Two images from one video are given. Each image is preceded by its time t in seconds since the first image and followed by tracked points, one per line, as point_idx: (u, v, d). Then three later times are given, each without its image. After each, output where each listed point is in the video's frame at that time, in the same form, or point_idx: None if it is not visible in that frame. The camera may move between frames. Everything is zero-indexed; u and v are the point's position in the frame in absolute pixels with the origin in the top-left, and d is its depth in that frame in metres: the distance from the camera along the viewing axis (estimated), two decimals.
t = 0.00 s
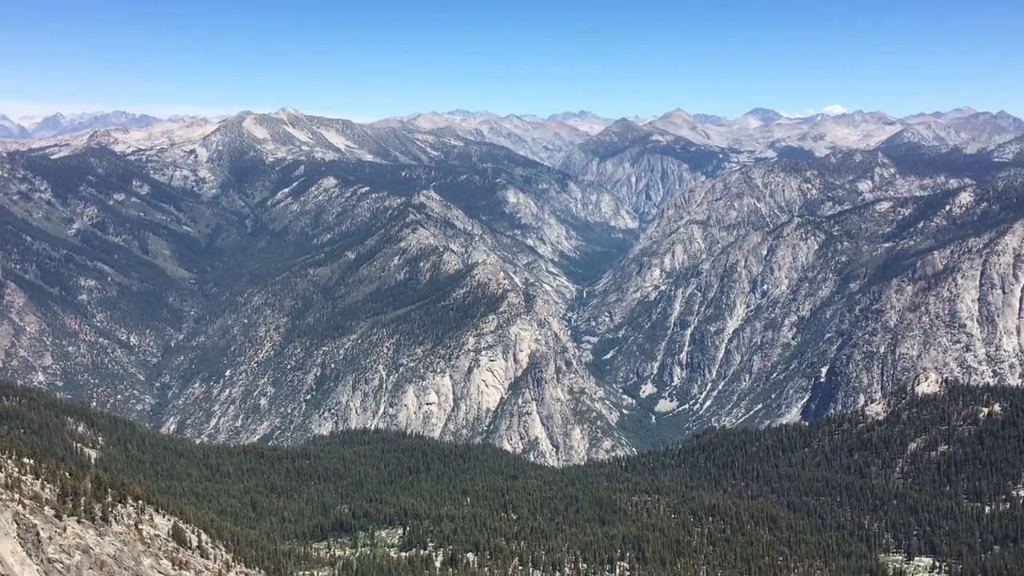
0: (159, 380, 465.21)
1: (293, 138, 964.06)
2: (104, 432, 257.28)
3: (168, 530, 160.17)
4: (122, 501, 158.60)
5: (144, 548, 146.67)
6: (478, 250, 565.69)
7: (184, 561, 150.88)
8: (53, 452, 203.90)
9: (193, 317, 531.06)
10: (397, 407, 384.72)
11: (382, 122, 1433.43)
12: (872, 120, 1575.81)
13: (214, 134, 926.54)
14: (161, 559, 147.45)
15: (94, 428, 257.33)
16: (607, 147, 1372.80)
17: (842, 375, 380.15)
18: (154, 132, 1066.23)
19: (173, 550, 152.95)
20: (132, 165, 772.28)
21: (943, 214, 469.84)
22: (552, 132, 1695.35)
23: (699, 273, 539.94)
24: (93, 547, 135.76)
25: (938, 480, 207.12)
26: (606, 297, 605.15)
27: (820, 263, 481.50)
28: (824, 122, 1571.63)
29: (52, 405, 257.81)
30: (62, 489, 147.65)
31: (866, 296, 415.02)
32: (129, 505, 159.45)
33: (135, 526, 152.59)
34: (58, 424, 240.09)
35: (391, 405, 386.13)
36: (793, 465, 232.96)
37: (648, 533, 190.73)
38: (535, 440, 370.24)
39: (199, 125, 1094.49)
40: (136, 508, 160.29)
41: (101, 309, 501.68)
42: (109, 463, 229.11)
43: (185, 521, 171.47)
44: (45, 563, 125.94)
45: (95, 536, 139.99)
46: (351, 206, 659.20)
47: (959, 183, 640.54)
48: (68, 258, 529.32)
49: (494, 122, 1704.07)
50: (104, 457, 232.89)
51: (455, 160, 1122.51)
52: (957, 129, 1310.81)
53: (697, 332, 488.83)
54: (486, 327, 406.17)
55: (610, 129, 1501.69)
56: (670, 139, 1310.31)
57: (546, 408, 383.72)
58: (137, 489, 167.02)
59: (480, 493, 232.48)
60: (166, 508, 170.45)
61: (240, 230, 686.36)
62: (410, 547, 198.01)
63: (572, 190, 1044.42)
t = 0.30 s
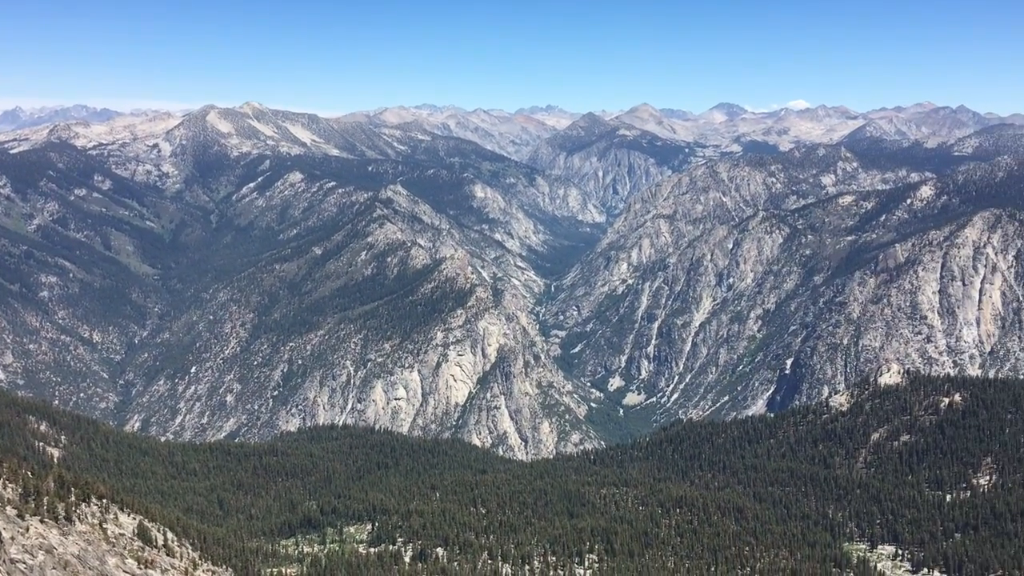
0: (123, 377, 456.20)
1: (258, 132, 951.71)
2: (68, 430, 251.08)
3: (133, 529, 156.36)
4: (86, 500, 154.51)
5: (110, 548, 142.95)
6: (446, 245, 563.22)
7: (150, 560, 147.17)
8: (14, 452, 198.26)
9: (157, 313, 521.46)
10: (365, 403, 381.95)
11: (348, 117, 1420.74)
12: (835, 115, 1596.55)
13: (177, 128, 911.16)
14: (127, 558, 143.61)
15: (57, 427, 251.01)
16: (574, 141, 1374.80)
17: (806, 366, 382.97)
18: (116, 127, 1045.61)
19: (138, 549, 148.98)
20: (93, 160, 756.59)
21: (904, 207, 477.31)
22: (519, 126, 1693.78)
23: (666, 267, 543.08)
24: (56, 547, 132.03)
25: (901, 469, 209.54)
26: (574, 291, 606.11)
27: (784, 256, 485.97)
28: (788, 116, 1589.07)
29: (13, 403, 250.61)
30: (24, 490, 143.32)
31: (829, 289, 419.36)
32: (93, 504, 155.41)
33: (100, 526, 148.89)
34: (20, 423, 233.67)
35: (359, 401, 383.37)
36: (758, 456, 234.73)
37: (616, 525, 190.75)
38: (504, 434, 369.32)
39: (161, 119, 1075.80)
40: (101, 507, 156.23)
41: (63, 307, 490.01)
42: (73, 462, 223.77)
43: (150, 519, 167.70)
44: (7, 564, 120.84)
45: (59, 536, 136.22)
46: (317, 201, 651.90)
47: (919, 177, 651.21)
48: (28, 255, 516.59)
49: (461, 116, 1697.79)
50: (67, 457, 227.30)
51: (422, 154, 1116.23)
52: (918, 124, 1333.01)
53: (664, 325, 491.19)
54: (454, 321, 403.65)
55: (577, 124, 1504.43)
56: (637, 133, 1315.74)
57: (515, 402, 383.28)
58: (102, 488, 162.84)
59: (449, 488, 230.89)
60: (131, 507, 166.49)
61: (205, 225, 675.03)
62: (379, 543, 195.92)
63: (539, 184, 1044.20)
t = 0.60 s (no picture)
0: (85, 377, 446.42)
1: (221, 128, 937.60)
2: (27, 432, 244.13)
3: (97, 531, 152.47)
4: (48, 502, 150.17)
5: (72, 550, 139.03)
6: (413, 242, 559.85)
7: (115, 562, 143.52)
8: None
9: (119, 312, 511.12)
10: (332, 401, 378.46)
11: (313, 113, 1406.72)
12: (798, 112, 1616.46)
13: (138, 124, 894.50)
14: (90, 561, 139.92)
15: (17, 428, 243.98)
16: (541, 138, 1375.33)
17: (771, 360, 386.29)
18: (74, 123, 1023.78)
19: (102, 551, 145.23)
20: (51, 157, 739.67)
21: (866, 203, 485.17)
22: (485, 123, 1690.61)
23: (632, 262, 545.21)
24: (19, 550, 127.91)
25: (863, 461, 211.67)
26: (541, 287, 606.08)
27: (749, 251, 490.19)
28: (752, 113, 1605.86)
29: None
30: None
31: (793, 284, 422.60)
32: (55, 507, 151.07)
33: (62, 528, 144.77)
34: None
35: (326, 399, 379.75)
36: (724, 450, 235.80)
37: (584, 520, 190.06)
38: (472, 431, 366.80)
39: (122, 116, 1055.41)
40: (63, 509, 151.94)
41: (22, 306, 476.53)
42: (34, 464, 217.69)
43: (114, 521, 163.99)
44: None
45: (20, 538, 131.99)
46: (282, 198, 643.74)
47: (880, 173, 661.48)
48: None
49: (427, 112, 1689.51)
50: (28, 458, 221.09)
51: (388, 151, 1108.86)
52: (878, 120, 1354.36)
53: (631, 321, 492.86)
54: (421, 318, 400.65)
55: (543, 120, 1505.58)
56: (603, 130, 1319.79)
57: (482, 399, 380.27)
58: (64, 490, 158.55)
59: (417, 485, 228.36)
60: (93, 509, 162.43)
61: (168, 223, 663.54)
62: (346, 541, 193.17)
63: (506, 181, 1043.10)
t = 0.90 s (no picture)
0: (47, 379, 436.39)
1: (185, 125, 922.75)
2: None
3: (61, 534, 148.10)
4: (10, 505, 145.24)
5: (35, 554, 134.58)
6: (380, 239, 555.37)
7: (80, 565, 139.51)
8: None
9: (82, 312, 500.10)
10: (299, 400, 375.13)
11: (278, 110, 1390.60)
12: (762, 108, 1632.36)
13: (100, 122, 877.08)
14: (55, 565, 135.68)
15: None
16: (508, 135, 1373.60)
17: (737, 355, 388.65)
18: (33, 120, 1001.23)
19: (66, 554, 140.98)
20: (10, 155, 722.44)
21: (830, 198, 491.34)
22: (452, 120, 1684.16)
23: (600, 259, 546.39)
24: None
25: (828, 454, 213.22)
26: (509, 284, 605.26)
27: (715, 247, 493.33)
28: (717, 109, 1619.35)
29: None
30: None
31: (759, 279, 425.78)
32: (18, 510, 146.31)
33: (25, 531, 140.04)
34: None
35: (294, 399, 375.73)
36: (692, 444, 236.35)
37: (554, 516, 188.85)
38: (441, 429, 363.87)
39: (83, 113, 1034.22)
40: (26, 512, 147.15)
41: None
42: None
43: (77, 524, 159.96)
44: None
45: None
46: (248, 195, 634.81)
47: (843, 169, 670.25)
48: None
49: (393, 110, 1678.90)
50: None
51: (355, 148, 1099.75)
52: (841, 117, 1372.96)
53: (599, 317, 493.71)
54: (389, 316, 397.10)
55: (510, 117, 1503.97)
56: (570, 126, 1321.64)
57: (452, 396, 377.44)
58: (27, 492, 153.88)
59: (386, 484, 225.36)
60: (57, 512, 158.03)
61: (131, 221, 651.21)
62: (315, 541, 189.97)
63: (473, 177, 1040.08)
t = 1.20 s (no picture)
0: (4, 382, 424.95)
1: (146, 124, 905.67)
2: None
3: (20, 538, 143.52)
4: None
5: None
6: (346, 239, 550.04)
7: (40, 570, 135.25)
8: None
9: (41, 314, 487.91)
10: (265, 401, 369.51)
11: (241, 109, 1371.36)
12: (726, 107, 1647.11)
13: (58, 121, 857.49)
14: (15, 570, 131.18)
15: None
16: (474, 133, 1370.21)
17: (702, 352, 390.85)
18: None
19: (27, 559, 136.72)
20: None
21: (793, 196, 496.88)
22: (417, 118, 1675.81)
23: (566, 258, 546.85)
24: None
25: (793, 449, 214.71)
26: (476, 283, 603.11)
27: (681, 245, 496.20)
28: (682, 108, 1630.82)
29: None
30: None
31: (724, 276, 428.85)
32: None
33: None
34: None
35: (259, 399, 370.39)
36: (658, 441, 236.83)
37: (521, 515, 187.62)
38: (408, 428, 360.42)
39: (40, 111, 1009.80)
40: None
41: None
42: None
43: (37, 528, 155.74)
44: None
45: None
46: (211, 195, 624.50)
47: (805, 167, 678.53)
48: None
49: (358, 108, 1665.29)
50: None
51: (319, 147, 1088.56)
52: (803, 115, 1390.84)
53: (566, 315, 493.87)
54: (355, 316, 393.28)
55: (476, 116, 1501.01)
56: (536, 125, 1322.09)
57: (419, 396, 374.45)
58: None
59: (353, 484, 222.20)
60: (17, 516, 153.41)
61: (92, 221, 637.19)
62: (282, 542, 186.57)
63: (439, 176, 1035.15)
